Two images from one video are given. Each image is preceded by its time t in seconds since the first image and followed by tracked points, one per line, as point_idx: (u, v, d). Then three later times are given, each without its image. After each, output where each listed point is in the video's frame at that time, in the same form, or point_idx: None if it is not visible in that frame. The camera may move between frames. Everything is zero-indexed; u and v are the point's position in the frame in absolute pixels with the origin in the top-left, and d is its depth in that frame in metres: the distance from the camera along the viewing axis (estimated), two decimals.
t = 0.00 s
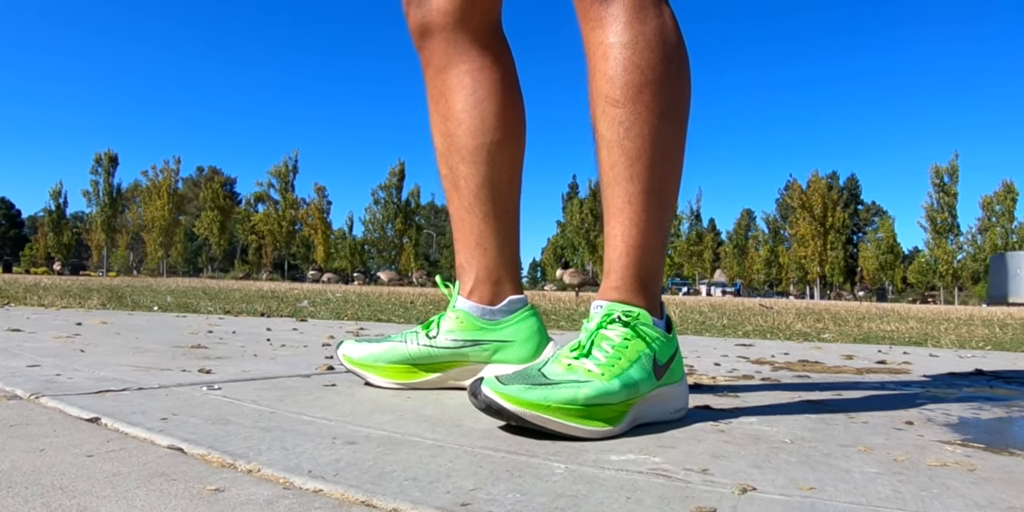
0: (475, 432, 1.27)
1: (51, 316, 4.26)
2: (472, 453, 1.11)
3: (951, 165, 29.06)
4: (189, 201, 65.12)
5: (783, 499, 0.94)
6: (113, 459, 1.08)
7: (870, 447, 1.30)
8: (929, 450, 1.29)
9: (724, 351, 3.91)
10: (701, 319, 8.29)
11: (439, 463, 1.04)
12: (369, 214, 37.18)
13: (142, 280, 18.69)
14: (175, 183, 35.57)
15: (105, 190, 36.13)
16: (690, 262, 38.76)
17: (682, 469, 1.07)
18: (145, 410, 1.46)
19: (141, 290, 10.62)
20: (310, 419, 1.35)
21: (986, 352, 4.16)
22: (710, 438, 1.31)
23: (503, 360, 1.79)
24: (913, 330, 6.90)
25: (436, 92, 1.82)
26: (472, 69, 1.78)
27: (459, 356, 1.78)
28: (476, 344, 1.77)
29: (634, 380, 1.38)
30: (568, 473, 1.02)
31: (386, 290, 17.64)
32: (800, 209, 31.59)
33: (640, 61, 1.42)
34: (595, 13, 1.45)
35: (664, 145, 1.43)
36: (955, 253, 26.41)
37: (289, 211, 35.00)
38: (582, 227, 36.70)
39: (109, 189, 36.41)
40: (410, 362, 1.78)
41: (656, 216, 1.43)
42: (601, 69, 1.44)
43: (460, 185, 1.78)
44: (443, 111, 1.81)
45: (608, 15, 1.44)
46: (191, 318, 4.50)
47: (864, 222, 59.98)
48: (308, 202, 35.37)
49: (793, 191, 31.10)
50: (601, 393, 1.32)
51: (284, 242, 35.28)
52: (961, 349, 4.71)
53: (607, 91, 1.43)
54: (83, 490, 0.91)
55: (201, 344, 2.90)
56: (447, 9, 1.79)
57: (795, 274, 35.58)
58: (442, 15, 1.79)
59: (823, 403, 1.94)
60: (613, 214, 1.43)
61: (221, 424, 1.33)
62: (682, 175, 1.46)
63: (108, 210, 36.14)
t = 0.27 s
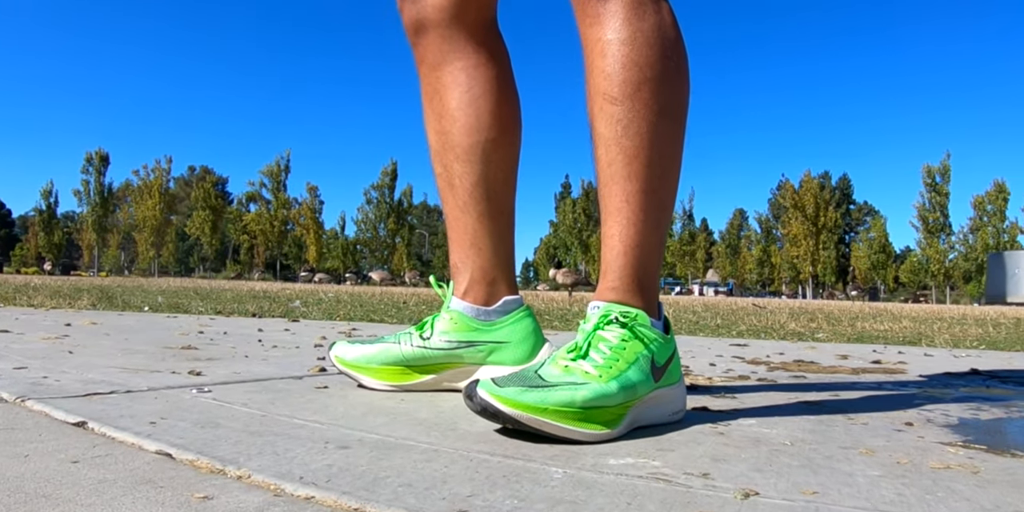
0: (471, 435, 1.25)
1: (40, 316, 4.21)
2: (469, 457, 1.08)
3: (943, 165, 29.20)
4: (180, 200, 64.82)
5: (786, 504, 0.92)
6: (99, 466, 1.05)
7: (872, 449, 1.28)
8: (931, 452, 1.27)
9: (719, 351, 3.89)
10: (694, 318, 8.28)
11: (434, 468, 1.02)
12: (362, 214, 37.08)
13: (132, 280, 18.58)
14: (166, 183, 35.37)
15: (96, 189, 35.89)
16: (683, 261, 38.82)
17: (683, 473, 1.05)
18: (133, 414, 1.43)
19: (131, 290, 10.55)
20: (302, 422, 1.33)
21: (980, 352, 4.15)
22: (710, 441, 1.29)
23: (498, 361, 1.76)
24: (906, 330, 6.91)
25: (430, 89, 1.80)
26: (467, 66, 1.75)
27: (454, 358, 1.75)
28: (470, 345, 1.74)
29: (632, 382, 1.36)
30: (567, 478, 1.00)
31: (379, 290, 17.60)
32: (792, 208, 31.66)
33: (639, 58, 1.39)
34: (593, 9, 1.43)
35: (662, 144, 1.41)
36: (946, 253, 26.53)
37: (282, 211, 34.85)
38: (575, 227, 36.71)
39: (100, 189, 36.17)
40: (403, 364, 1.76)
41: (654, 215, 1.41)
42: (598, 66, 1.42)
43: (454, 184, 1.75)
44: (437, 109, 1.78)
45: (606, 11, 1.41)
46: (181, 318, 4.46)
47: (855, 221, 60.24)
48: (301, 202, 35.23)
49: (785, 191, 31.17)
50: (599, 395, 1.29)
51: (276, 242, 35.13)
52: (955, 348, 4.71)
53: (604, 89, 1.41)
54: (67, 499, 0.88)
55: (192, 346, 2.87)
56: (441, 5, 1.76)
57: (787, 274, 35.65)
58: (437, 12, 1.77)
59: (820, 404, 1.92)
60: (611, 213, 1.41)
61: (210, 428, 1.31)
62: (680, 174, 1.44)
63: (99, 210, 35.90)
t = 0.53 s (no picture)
0: (465, 439, 1.23)
1: (28, 317, 4.16)
2: (464, 462, 1.06)
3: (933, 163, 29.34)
4: (171, 199, 64.47)
5: (788, 509, 0.90)
6: (82, 472, 1.02)
7: (872, 452, 1.27)
8: (932, 454, 1.26)
9: (713, 351, 3.88)
10: (687, 317, 8.28)
11: (428, 473, 0.99)
12: (354, 213, 36.96)
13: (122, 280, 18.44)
14: (156, 182, 35.14)
15: (86, 189, 35.62)
16: (675, 260, 38.89)
17: (682, 478, 1.03)
18: (119, 418, 1.40)
19: (121, 290, 10.46)
20: (293, 426, 1.30)
21: (974, 350, 4.15)
22: (708, 444, 1.27)
23: (492, 363, 1.73)
24: (899, 328, 6.92)
25: (423, 86, 1.77)
26: (460, 63, 1.72)
27: (447, 359, 1.73)
28: (463, 346, 1.72)
29: (629, 384, 1.34)
30: (564, 483, 0.98)
31: (371, 290, 17.57)
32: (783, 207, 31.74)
33: (636, 55, 1.37)
34: (589, 5, 1.40)
35: (659, 142, 1.38)
36: (936, 252, 26.69)
37: (273, 210, 34.69)
38: (567, 226, 36.72)
39: (89, 188, 35.91)
40: (395, 365, 1.73)
41: (651, 215, 1.39)
42: (594, 63, 1.40)
43: (448, 183, 1.73)
44: (430, 106, 1.75)
45: (602, 8, 1.39)
46: (171, 319, 4.41)
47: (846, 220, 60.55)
48: (292, 201, 35.07)
49: (776, 190, 31.26)
50: (596, 397, 1.27)
51: (267, 241, 34.98)
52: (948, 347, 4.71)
53: (601, 86, 1.39)
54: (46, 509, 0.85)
55: (181, 347, 2.83)
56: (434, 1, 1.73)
57: (778, 273, 35.73)
58: (429, 8, 1.74)
59: (817, 405, 1.91)
60: (607, 213, 1.39)
61: (199, 433, 1.28)
62: (678, 172, 1.42)
63: (89, 209, 35.64)
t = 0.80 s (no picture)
0: (459, 442, 1.20)
1: (13, 317, 4.10)
2: (459, 466, 1.03)
3: (922, 163, 29.50)
4: (159, 198, 64.05)
5: None
6: (64, 478, 0.99)
7: (872, 453, 1.25)
8: (932, 455, 1.25)
9: (706, 350, 3.87)
10: (678, 316, 8.28)
11: (423, 478, 0.97)
12: (344, 212, 36.82)
13: (108, 281, 18.24)
14: (145, 181, 34.86)
15: (73, 188, 35.30)
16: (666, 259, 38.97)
17: (681, 481, 1.01)
18: (104, 422, 1.37)
19: (108, 290, 10.35)
20: (282, 429, 1.27)
21: (965, 349, 4.15)
22: (706, 446, 1.26)
23: (484, 364, 1.71)
24: (890, 327, 6.94)
25: (415, 82, 1.74)
26: (452, 59, 1.70)
27: (439, 360, 1.70)
28: (456, 347, 1.69)
29: (626, 385, 1.32)
30: (561, 488, 0.96)
31: (360, 289, 17.48)
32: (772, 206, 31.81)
33: (632, 50, 1.35)
34: None
35: (656, 139, 1.36)
36: (925, 251, 26.84)
37: (262, 209, 34.49)
38: (558, 225, 36.70)
39: (76, 187, 35.58)
40: (387, 366, 1.70)
41: (647, 214, 1.37)
42: (590, 59, 1.38)
43: (440, 181, 1.70)
44: (422, 103, 1.73)
45: (597, 3, 1.37)
46: (159, 319, 4.36)
47: (835, 219, 60.84)
48: (282, 200, 34.88)
49: (766, 189, 31.35)
50: (592, 399, 1.25)
51: (257, 240, 34.77)
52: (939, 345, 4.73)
53: (596, 83, 1.36)
54: None
55: (169, 347, 2.79)
56: None
57: (768, 272, 35.83)
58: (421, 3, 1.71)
59: (813, 405, 1.90)
60: (602, 212, 1.37)
61: (186, 436, 1.25)
62: (674, 170, 1.40)
63: (76, 208, 35.32)
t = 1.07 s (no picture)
0: (451, 443, 1.18)
1: None
2: (451, 469, 1.01)
3: (910, 162, 29.67)
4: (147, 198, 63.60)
5: None
6: (44, 484, 0.96)
7: (870, 453, 1.24)
8: (931, 455, 1.23)
9: (697, 349, 3.86)
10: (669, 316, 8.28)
11: (414, 482, 0.94)
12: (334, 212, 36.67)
13: (94, 281, 18.10)
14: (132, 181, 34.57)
15: (60, 187, 34.95)
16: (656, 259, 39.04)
17: (679, 483, 0.99)
18: (87, 424, 1.33)
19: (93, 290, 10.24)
20: (270, 432, 1.24)
21: (955, 348, 4.16)
22: (702, 446, 1.24)
23: (476, 363, 1.68)
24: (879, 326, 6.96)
25: (404, 78, 1.72)
26: (442, 54, 1.67)
27: (430, 360, 1.67)
28: (446, 347, 1.66)
29: (620, 385, 1.30)
30: (557, 491, 0.93)
31: (350, 289, 17.40)
32: (762, 206, 31.89)
33: (625, 44, 1.33)
34: None
35: (650, 135, 1.34)
36: (913, 250, 27.00)
37: (251, 209, 34.27)
38: (548, 225, 36.68)
39: (63, 187, 35.24)
40: (376, 366, 1.68)
41: (641, 210, 1.34)
42: (582, 53, 1.35)
43: (430, 177, 1.67)
44: (411, 99, 1.70)
45: None
46: (145, 319, 4.30)
47: (824, 219, 61.14)
48: (271, 200, 34.67)
49: (756, 188, 31.44)
50: (586, 399, 1.23)
51: (246, 241, 34.56)
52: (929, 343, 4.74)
53: (589, 77, 1.34)
54: None
55: (156, 348, 2.75)
56: None
57: (757, 271, 35.94)
58: None
59: (807, 404, 1.88)
60: (596, 208, 1.34)
61: (171, 439, 1.21)
62: (668, 166, 1.38)
63: (62, 208, 34.98)
